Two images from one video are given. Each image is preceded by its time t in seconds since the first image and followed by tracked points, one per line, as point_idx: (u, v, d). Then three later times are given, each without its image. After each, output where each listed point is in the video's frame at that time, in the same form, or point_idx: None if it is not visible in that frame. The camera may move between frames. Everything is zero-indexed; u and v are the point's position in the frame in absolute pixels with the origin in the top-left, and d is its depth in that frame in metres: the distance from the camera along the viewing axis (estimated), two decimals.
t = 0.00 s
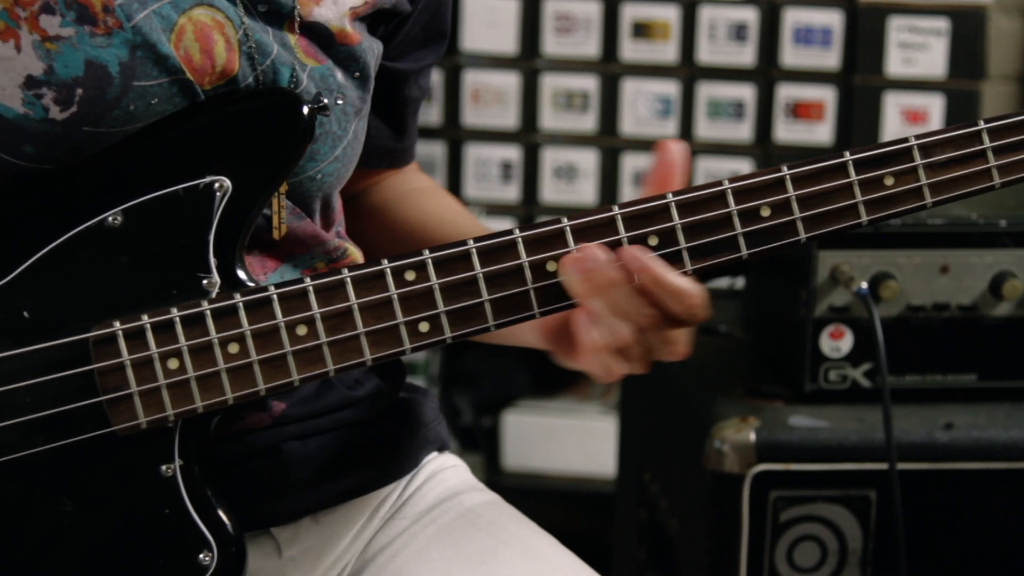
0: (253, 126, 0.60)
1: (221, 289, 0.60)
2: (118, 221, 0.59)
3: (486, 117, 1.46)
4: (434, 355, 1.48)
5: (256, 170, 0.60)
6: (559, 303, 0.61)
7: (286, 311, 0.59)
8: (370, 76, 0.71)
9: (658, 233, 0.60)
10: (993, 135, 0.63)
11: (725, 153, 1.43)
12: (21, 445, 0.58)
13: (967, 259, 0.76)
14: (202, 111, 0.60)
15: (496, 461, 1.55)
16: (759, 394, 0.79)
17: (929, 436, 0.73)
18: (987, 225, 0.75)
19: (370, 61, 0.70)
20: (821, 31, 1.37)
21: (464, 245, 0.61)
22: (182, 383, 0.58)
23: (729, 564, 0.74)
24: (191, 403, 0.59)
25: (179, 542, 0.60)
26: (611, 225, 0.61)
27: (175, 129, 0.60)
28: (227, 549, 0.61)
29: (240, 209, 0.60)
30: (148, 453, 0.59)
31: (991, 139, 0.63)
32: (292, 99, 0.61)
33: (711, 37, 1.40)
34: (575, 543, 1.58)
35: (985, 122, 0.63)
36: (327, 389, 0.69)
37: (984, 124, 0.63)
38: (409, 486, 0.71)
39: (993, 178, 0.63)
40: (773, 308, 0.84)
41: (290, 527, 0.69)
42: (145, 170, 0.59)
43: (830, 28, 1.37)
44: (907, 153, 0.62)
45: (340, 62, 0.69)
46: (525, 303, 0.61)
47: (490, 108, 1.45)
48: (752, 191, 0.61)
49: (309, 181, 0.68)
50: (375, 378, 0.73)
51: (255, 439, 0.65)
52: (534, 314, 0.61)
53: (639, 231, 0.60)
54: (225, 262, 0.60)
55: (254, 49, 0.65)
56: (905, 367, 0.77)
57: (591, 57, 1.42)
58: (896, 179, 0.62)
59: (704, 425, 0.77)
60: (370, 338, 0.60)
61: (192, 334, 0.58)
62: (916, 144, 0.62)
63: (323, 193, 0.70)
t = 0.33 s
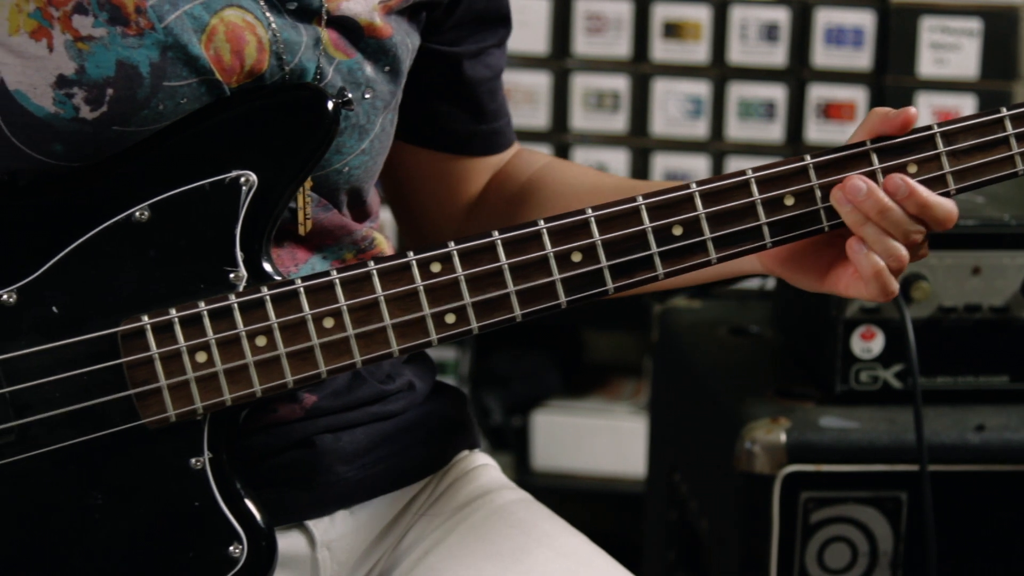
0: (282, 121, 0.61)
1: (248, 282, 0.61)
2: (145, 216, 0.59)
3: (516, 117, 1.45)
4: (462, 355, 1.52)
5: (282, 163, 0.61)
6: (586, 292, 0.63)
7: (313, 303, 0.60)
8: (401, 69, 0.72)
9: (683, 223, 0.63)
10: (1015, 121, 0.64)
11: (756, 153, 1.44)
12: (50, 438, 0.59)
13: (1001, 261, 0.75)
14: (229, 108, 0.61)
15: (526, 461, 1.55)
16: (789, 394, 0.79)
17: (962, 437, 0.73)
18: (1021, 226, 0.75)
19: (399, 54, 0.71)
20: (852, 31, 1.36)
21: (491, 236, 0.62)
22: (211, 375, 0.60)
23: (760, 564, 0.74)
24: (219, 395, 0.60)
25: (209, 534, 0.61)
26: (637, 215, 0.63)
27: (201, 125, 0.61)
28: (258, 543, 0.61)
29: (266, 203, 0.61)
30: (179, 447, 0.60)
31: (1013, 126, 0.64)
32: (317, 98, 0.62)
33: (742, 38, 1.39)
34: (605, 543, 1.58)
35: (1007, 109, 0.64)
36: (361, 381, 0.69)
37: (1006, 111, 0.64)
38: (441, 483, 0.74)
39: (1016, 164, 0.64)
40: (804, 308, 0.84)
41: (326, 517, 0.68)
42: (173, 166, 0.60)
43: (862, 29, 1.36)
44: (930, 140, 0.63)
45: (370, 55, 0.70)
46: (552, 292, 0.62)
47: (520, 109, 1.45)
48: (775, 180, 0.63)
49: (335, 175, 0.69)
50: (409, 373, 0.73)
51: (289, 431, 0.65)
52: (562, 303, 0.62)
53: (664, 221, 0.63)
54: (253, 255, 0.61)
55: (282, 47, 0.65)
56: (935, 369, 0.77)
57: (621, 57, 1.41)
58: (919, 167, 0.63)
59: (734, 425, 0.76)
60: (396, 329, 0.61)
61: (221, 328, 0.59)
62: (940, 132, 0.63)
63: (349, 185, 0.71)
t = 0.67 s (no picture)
0: (306, 119, 0.62)
1: (274, 277, 0.62)
2: (172, 212, 0.61)
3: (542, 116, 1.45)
4: (486, 355, 1.52)
5: (308, 158, 0.62)
6: (610, 285, 0.63)
7: (339, 297, 0.61)
8: (426, 65, 0.72)
9: (709, 214, 0.63)
10: None
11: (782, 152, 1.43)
12: (82, 432, 0.60)
13: None
14: (253, 103, 0.62)
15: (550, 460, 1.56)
16: (814, 394, 0.79)
17: (988, 439, 0.73)
18: None
19: (424, 50, 0.72)
20: (879, 31, 1.35)
21: (515, 231, 0.62)
22: (237, 370, 0.61)
23: (783, 565, 0.74)
24: (245, 390, 0.61)
25: (238, 529, 0.62)
26: (662, 207, 0.63)
27: (227, 122, 0.61)
28: (286, 540, 0.62)
29: (292, 198, 0.62)
30: (207, 444, 0.61)
31: None
32: (342, 92, 0.62)
33: (769, 37, 1.38)
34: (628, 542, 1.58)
35: None
36: (386, 377, 0.70)
37: None
38: (467, 478, 0.74)
39: None
40: (830, 308, 0.84)
41: (351, 513, 0.69)
42: (201, 163, 0.61)
43: (889, 29, 1.35)
44: (956, 131, 0.64)
45: (394, 51, 0.71)
46: (576, 285, 0.63)
47: (548, 108, 1.44)
48: (800, 172, 0.64)
49: (360, 170, 0.70)
50: (433, 369, 0.74)
51: (316, 426, 0.66)
52: (587, 296, 0.63)
53: (690, 213, 0.63)
54: (277, 250, 0.62)
55: (307, 42, 0.66)
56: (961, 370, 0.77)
57: (649, 57, 1.41)
58: (946, 157, 0.63)
59: (758, 425, 0.76)
60: (423, 323, 0.62)
61: (247, 322, 0.60)
62: (966, 123, 0.64)
63: (376, 180, 0.72)
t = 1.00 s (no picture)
0: (331, 125, 0.63)
1: (296, 282, 0.63)
2: (195, 216, 0.61)
3: (563, 116, 1.45)
4: (508, 355, 1.52)
5: (334, 165, 0.63)
6: (633, 297, 0.64)
7: (361, 304, 0.62)
8: (451, 69, 0.73)
9: (732, 227, 0.64)
10: None
11: (804, 154, 1.42)
12: (107, 432, 0.61)
13: None
14: (280, 109, 0.63)
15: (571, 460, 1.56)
16: (836, 395, 0.79)
17: (1010, 439, 0.72)
18: None
19: (449, 54, 0.72)
20: (902, 31, 1.35)
21: (538, 240, 0.63)
22: (258, 374, 0.61)
23: (804, 566, 0.74)
24: (266, 396, 0.62)
25: (258, 533, 0.62)
26: (685, 219, 0.64)
27: (251, 127, 0.62)
28: (304, 546, 0.63)
29: (315, 204, 0.63)
30: (230, 446, 0.62)
31: None
32: (368, 98, 0.63)
33: (791, 37, 1.38)
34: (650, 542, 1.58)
35: None
36: (407, 380, 0.70)
37: None
38: (488, 478, 0.75)
39: None
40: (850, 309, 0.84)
41: (371, 515, 0.69)
42: (221, 166, 0.62)
43: (912, 29, 1.34)
44: (982, 147, 0.65)
45: (420, 55, 0.71)
46: (599, 295, 0.63)
47: (568, 107, 1.44)
48: (823, 186, 0.64)
49: (385, 174, 0.71)
50: (455, 370, 0.74)
51: (338, 429, 0.67)
52: (609, 306, 0.63)
53: (714, 225, 0.64)
54: (301, 257, 0.63)
55: (332, 46, 0.67)
56: (983, 370, 0.77)
57: (670, 56, 1.41)
58: (970, 174, 0.64)
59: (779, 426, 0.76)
60: (444, 331, 0.63)
61: (269, 327, 0.61)
62: (991, 138, 0.65)
63: (399, 185, 0.72)
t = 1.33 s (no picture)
0: (357, 129, 0.63)
1: (320, 286, 0.63)
2: (220, 216, 0.62)
3: (580, 115, 1.45)
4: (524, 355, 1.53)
5: (361, 168, 0.63)
6: (656, 306, 0.64)
7: (383, 308, 0.63)
8: (474, 73, 0.75)
9: (757, 240, 0.64)
10: None
11: (820, 153, 1.41)
12: (128, 431, 0.62)
13: None
14: (308, 112, 0.64)
15: (587, 460, 1.56)
16: (853, 395, 0.79)
17: None
18: None
19: (472, 58, 0.74)
20: (920, 32, 1.34)
21: (562, 248, 0.64)
22: (279, 376, 0.62)
23: (819, 567, 0.74)
24: (287, 398, 0.62)
25: (276, 534, 0.63)
26: (710, 231, 0.64)
27: (274, 129, 0.63)
28: (320, 547, 0.64)
29: (342, 207, 0.63)
30: (250, 447, 0.63)
31: None
32: (395, 102, 0.64)
33: (808, 37, 1.37)
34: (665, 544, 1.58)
35: None
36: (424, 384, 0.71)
37: None
38: (504, 478, 0.74)
39: None
40: (867, 309, 0.83)
41: (386, 516, 0.69)
42: (250, 171, 0.63)
43: (929, 29, 1.33)
44: (1009, 165, 0.66)
45: (447, 59, 0.73)
46: (622, 304, 0.64)
47: (584, 107, 1.44)
48: (850, 201, 0.65)
49: (411, 179, 0.72)
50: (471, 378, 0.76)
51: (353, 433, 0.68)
52: (631, 317, 0.64)
53: (738, 238, 0.64)
54: (324, 261, 0.63)
55: (360, 50, 0.68)
56: (1000, 371, 0.76)
57: (687, 57, 1.40)
58: (998, 190, 0.66)
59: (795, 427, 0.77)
60: (464, 338, 0.64)
61: (290, 330, 0.62)
62: (1018, 156, 0.66)
63: (423, 189, 0.73)
